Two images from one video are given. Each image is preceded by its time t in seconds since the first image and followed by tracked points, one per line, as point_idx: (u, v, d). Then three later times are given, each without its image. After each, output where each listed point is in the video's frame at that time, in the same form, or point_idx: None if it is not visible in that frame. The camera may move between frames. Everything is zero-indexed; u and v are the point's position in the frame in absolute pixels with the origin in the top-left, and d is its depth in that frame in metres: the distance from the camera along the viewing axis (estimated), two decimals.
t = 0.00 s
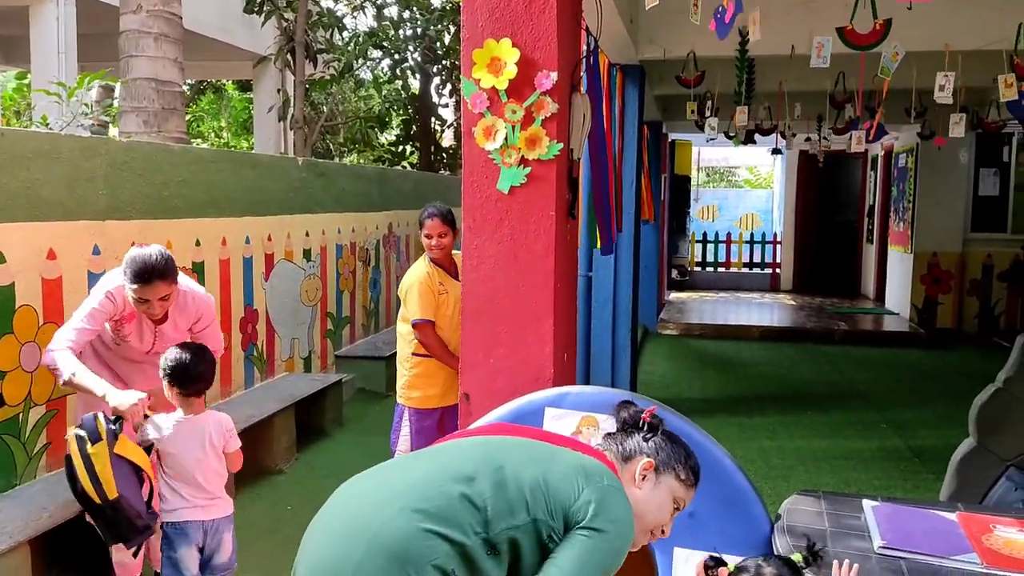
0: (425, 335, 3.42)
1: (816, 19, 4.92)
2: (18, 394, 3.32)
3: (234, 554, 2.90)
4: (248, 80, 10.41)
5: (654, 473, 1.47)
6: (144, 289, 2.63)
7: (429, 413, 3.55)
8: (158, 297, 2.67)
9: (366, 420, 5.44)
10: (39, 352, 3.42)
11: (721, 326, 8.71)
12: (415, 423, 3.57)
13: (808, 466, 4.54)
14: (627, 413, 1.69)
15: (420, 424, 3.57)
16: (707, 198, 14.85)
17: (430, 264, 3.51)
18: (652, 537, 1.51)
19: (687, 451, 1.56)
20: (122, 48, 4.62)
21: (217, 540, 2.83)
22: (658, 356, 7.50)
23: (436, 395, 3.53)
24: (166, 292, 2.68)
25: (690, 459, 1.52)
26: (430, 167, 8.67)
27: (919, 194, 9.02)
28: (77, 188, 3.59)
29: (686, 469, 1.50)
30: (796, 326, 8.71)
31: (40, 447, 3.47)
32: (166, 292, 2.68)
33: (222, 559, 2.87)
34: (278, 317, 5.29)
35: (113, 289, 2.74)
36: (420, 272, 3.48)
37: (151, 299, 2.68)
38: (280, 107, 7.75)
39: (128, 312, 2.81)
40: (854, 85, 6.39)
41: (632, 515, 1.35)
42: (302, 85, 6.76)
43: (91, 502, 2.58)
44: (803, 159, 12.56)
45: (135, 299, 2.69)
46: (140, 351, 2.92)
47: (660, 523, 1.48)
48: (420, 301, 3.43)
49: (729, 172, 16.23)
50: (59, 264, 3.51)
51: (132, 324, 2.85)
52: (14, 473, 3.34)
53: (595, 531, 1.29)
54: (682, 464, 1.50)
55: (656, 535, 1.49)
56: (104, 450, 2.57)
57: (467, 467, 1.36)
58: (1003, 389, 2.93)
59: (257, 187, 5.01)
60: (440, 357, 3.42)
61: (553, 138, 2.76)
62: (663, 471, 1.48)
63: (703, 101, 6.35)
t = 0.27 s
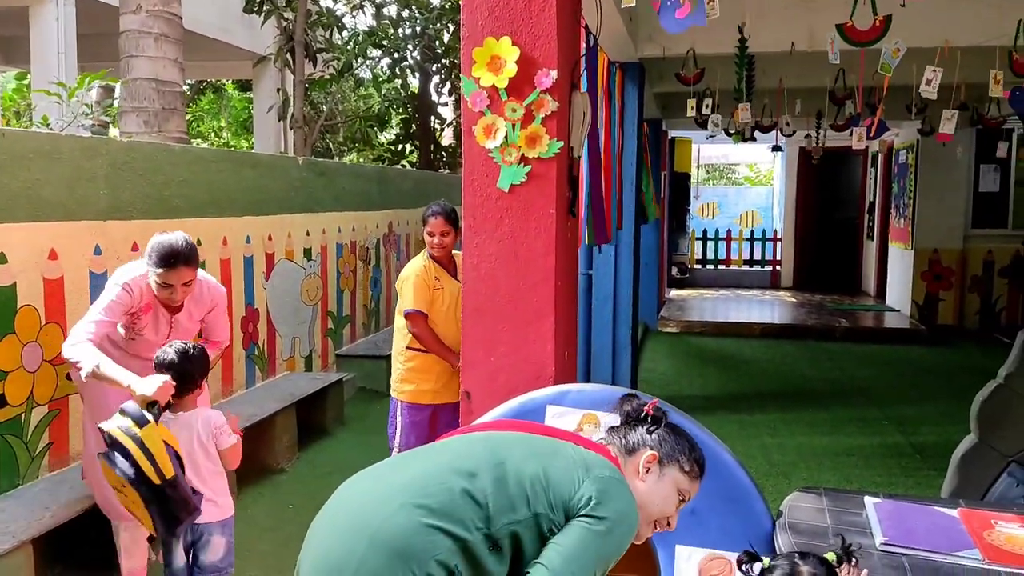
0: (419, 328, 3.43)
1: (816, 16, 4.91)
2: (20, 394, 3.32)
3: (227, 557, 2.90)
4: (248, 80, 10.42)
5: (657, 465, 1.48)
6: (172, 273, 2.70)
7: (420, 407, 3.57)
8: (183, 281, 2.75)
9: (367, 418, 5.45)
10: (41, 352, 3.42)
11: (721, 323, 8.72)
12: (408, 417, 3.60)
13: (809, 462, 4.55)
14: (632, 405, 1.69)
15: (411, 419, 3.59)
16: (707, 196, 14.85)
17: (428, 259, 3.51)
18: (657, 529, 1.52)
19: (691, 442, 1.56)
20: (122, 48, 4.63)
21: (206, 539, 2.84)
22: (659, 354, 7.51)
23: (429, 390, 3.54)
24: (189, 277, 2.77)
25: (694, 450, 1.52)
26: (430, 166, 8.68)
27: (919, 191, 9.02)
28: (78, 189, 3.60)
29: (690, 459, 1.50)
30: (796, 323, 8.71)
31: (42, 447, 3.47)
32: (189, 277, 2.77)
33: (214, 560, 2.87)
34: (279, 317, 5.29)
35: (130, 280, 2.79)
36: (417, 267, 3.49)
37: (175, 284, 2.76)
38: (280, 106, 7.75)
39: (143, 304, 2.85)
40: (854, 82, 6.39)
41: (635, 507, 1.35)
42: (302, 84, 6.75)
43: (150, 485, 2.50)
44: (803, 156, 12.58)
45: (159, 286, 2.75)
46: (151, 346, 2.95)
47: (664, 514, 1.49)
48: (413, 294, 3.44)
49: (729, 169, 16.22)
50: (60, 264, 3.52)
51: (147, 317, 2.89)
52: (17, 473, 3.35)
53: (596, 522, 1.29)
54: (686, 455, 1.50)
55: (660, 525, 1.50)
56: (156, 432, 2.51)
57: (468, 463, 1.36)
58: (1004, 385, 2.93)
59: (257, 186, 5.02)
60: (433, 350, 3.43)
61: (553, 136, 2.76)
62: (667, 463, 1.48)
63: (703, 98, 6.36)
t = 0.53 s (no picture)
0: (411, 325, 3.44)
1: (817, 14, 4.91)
2: (24, 395, 3.33)
3: (222, 558, 2.83)
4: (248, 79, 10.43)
5: (662, 468, 1.48)
6: (208, 275, 2.70)
7: (414, 404, 3.57)
8: (216, 283, 2.74)
9: (369, 417, 5.45)
10: (44, 352, 3.43)
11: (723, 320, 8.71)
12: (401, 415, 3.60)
13: (812, 459, 4.55)
14: (639, 406, 1.70)
15: (403, 416, 3.60)
16: (708, 193, 14.82)
17: (413, 256, 3.52)
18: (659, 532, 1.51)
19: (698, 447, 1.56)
20: (123, 48, 4.63)
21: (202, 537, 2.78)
22: (661, 352, 7.50)
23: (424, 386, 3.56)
24: (224, 279, 2.76)
25: (701, 455, 1.51)
26: (431, 164, 8.68)
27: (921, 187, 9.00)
28: (80, 189, 3.60)
29: (696, 464, 1.49)
30: (798, 320, 8.71)
31: (46, 447, 3.48)
32: (224, 278, 2.77)
33: (209, 560, 2.80)
34: (280, 316, 5.29)
35: (156, 278, 2.80)
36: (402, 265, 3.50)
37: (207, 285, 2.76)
38: (281, 106, 7.76)
39: (169, 303, 2.85)
40: (855, 79, 6.38)
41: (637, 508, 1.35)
42: (302, 84, 6.75)
43: (172, 478, 2.49)
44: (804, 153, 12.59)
45: (191, 287, 2.76)
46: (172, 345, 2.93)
47: (668, 518, 1.48)
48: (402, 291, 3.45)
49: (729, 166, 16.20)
50: (63, 265, 3.52)
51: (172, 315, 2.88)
52: (21, 474, 3.36)
53: (597, 523, 1.29)
54: (692, 460, 1.49)
55: (663, 528, 1.50)
56: (180, 428, 2.54)
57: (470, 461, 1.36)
58: (1007, 381, 2.93)
59: (259, 186, 5.02)
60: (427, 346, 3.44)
61: (554, 135, 2.76)
62: (672, 465, 1.48)
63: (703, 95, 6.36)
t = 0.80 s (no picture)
0: (398, 328, 3.46)
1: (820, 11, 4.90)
2: (28, 397, 3.34)
3: (223, 559, 2.81)
4: (251, 80, 10.44)
5: (667, 471, 1.48)
6: (236, 284, 2.69)
7: (403, 404, 3.61)
8: (243, 293, 2.73)
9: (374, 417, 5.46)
10: (48, 353, 3.44)
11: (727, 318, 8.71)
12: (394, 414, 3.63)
13: (816, 457, 4.54)
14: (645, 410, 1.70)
15: (395, 416, 3.63)
16: (710, 190, 14.76)
17: (395, 258, 3.53)
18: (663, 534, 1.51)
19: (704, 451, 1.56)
20: (126, 49, 4.64)
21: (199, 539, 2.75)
22: (665, 350, 7.50)
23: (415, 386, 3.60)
24: (253, 291, 2.75)
25: (707, 460, 1.51)
26: (433, 163, 8.69)
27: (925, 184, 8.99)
28: (83, 190, 3.61)
29: (702, 468, 1.49)
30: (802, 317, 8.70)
31: (50, 448, 3.49)
32: (254, 291, 2.76)
33: (210, 561, 2.79)
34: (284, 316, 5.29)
35: (185, 280, 2.80)
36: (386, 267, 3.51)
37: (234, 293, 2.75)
38: (284, 106, 7.77)
39: (196, 306, 2.85)
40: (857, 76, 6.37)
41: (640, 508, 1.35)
42: (305, 84, 6.75)
43: (168, 473, 2.51)
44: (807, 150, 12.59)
45: (219, 293, 2.75)
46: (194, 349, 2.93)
47: (672, 521, 1.48)
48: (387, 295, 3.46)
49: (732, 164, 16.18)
50: (67, 266, 3.53)
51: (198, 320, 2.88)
52: (26, 475, 3.36)
53: (601, 523, 1.29)
54: (698, 464, 1.49)
55: (667, 530, 1.50)
56: (183, 424, 2.56)
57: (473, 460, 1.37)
58: (1011, 378, 2.93)
59: (261, 186, 5.03)
60: (415, 348, 3.48)
61: (557, 134, 2.76)
62: (677, 469, 1.48)
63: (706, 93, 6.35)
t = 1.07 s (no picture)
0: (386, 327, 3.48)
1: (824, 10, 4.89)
2: (33, 398, 3.35)
3: (226, 558, 2.84)
4: (254, 81, 10.46)
5: (673, 470, 1.48)
6: (248, 291, 2.69)
7: (399, 401, 3.63)
8: (254, 301, 2.73)
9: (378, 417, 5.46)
10: (53, 354, 3.45)
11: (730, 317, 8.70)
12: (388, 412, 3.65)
13: (821, 456, 4.53)
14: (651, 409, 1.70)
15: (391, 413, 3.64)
16: (714, 189, 14.76)
17: (386, 257, 3.59)
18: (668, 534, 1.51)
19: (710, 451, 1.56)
20: (129, 51, 4.64)
21: (202, 538, 2.78)
22: (668, 349, 7.50)
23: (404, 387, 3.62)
24: (265, 298, 2.75)
25: (713, 460, 1.51)
26: (437, 164, 8.71)
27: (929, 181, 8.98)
28: (88, 191, 3.61)
29: (707, 468, 1.49)
30: (806, 316, 8.69)
31: (56, 449, 3.50)
32: (266, 298, 2.75)
33: (213, 560, 2.83)
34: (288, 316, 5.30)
35: (198, 281, 2.81)
36: (376, 264, 3.57)
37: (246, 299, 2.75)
38: (287, 107, 7.79)
39: (208, 308, 2.86)
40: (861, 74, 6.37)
41: (646, 507, 1.35)
42: (308, 84, 6.77)
43: (168, 470, 2.52)
44: (810, 148, 12.59)
45: (232, 298, 2.76)
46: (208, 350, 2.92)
47: (677, 520, 1.48)
48: (376, 291, 3.52)
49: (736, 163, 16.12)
50: (71, 267, 3.54)
51: (210, 322, 2.88)
52: (32, 476, 3.37)
53: (606, 523, 1.29)
54: (703, 464, 1.49)
55: (672, 530, 1.50)
56: (186, 422, 2.55)
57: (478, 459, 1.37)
58: (1016, 376, 2.92)
59: (265, 187, 5.03)
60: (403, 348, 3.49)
61: (560, 134, 2.76)
62: (683, 469, 1.48)
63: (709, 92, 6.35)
